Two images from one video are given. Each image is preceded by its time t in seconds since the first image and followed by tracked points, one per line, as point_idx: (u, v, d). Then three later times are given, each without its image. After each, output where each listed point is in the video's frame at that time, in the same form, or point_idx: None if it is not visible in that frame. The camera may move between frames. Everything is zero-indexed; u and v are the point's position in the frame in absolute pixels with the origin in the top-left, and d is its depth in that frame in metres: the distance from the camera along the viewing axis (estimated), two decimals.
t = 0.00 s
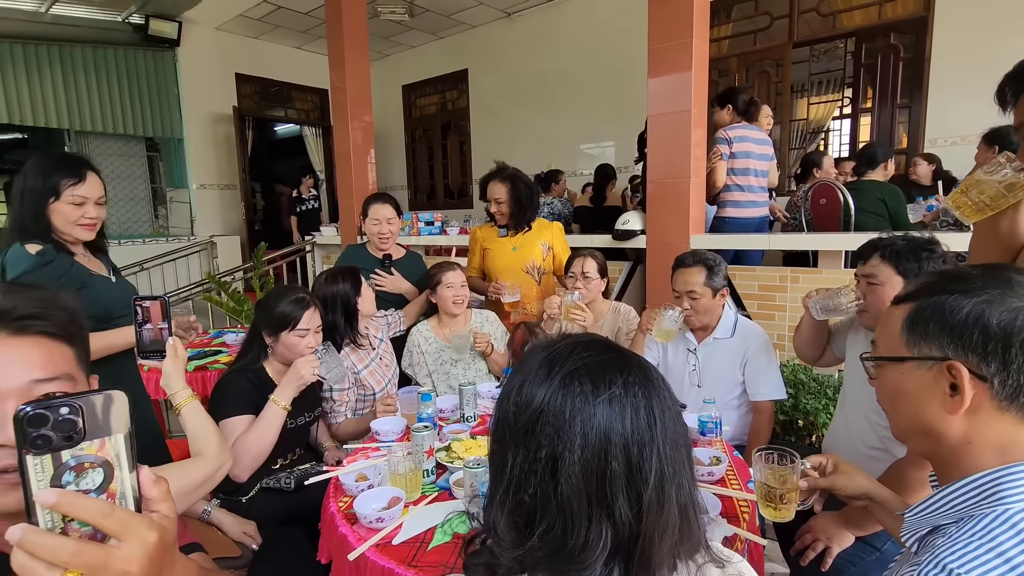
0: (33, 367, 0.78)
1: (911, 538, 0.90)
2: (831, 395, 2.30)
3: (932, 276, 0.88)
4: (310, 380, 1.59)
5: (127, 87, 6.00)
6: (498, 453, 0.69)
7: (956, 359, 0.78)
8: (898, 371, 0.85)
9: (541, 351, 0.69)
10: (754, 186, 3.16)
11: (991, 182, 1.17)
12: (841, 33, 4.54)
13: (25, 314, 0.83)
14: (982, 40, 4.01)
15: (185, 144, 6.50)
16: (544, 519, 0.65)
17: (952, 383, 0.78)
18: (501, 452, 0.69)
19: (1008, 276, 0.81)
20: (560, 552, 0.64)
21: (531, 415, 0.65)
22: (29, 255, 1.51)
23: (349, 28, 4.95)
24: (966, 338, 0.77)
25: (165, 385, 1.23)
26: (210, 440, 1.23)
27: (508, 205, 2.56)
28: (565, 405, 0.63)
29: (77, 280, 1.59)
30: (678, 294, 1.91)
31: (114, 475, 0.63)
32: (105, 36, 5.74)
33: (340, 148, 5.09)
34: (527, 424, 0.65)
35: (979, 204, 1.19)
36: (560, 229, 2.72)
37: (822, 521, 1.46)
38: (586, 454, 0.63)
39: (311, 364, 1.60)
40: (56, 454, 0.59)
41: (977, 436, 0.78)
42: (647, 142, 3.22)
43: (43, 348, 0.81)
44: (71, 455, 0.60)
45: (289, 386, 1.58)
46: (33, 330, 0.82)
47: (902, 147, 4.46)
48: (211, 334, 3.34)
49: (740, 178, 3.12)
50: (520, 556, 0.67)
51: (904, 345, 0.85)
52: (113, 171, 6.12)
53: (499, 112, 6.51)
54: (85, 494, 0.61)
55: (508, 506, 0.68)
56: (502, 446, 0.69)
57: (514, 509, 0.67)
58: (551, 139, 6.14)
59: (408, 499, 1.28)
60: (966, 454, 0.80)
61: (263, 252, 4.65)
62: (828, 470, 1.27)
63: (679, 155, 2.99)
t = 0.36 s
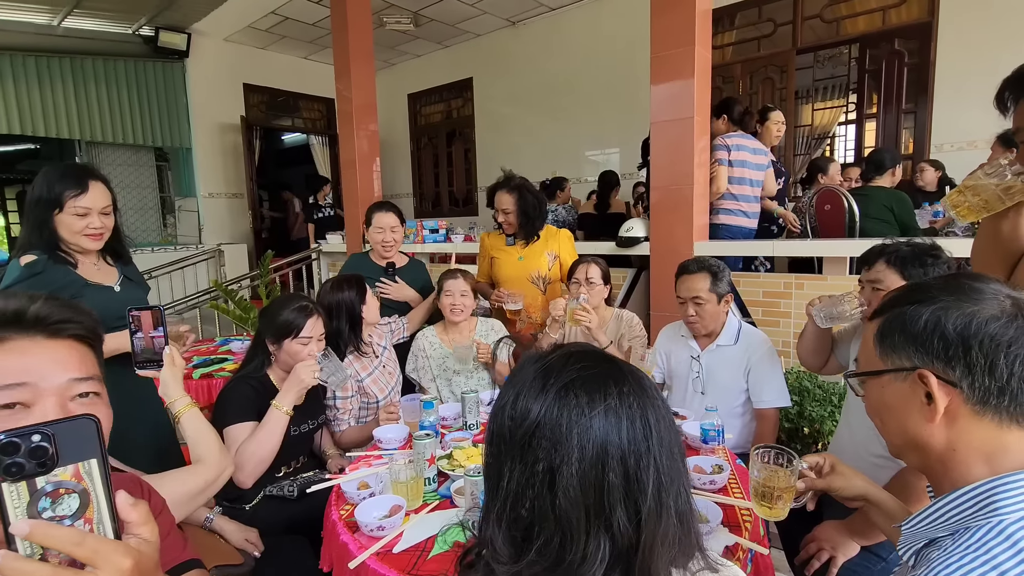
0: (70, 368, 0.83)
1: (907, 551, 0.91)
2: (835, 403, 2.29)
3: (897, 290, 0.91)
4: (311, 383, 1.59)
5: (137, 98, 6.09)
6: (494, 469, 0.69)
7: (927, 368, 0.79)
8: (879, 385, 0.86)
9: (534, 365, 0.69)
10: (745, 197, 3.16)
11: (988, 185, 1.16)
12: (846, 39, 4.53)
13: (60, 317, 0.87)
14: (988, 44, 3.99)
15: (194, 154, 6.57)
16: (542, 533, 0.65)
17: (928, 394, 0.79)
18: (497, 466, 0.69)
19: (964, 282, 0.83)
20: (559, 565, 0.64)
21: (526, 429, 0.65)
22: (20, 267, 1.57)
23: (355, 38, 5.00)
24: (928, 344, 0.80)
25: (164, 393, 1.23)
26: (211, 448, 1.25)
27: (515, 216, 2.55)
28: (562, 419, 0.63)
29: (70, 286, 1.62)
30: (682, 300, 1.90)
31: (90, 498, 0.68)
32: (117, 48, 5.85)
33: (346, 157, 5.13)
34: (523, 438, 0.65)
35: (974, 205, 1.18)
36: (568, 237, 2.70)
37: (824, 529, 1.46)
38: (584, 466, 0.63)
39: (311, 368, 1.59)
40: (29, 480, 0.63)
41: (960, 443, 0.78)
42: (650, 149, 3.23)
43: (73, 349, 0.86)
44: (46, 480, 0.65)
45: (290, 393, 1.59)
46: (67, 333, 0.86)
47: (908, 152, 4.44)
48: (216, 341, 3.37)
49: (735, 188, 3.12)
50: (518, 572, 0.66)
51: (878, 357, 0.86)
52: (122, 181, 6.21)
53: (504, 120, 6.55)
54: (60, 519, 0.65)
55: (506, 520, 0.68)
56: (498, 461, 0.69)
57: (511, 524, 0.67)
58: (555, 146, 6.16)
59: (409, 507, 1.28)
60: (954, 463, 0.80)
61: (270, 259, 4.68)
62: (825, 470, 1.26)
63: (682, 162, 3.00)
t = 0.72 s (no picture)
0: (100, 377, 0.85)
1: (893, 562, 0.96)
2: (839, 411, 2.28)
3: (879, 301, 0.98)
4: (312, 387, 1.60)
5: (146, 107, 6.17)
6: (484, 476, 0.70)
7: (903, 378, 0.86)
8: (859, 393, 0.93)
9: (524, 373, 0.70)
10: (738, 204, 3.18)
11: (984, 189, 1.16)
12: (848, 45, 4.53)
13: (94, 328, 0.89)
14: (992, 49, 3.98)
15: (201, 163, 6.65)
16: (530, 541, 0.66)
17: (904, 404, 0.86)
18: (486, 474, 0.70)
19: (941, 295, 0.90)
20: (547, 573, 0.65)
21: (515, 437, 0.66)
22: (34, 277, 1.60)
23: (360, 48, 5.05)
24: (903, 355, 0.87)
25: (159, 398, 1.27)
26: (214, 449, 1.26)
27: (521, 223, 2.58)
28: (549, 428, 0.64)
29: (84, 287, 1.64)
30: (689, 302, 1.90)
31: (92, 512, 0.70)
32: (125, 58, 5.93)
33: (351, 165, 5.17)
34: (511, 446, 0.66)
35: (969, 208, 1.19)
36: (574, 245, 2.72)
37: (826, 538, 1.46)
38: (571, 475, 0.64)
39: (310, 373, 1.61)
40: (31, 498, 0.64)
41: (938, 450, 0.84)
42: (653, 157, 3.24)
43: (104, 359, 0.89)
44: (50, 496, 0.66)
45: (291, 399, 1.60)
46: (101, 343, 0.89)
47: (913, 158, 4.42)
48: (221, 348, 3.39)
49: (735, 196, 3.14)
50: None
51: (860, 368, 0.94)
52: (130, 189, 6.28)
53: (509, 128, 6.58)
54: (65, 532, 0.68)
55: (495, 528, 0.69)
56: (487, 469, 0.69)
57: (500, 532, 0.68)
58: (559, 153, 6.18)
59: (408, 514, 1.29)
60: (934, 470, 0.86)
61: (276, 267, 4.72)
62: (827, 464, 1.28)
63: (684, 169, 3.01)
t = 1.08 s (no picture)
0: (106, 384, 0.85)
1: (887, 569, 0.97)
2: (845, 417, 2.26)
3: (875, 306, 1.00)
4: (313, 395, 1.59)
5: (153, 114, 6.23)
6: (479, 483, 0.70)
7: (891, 383, 0.89)
8: (851, 396, 0.95)
9: (520, 380, 0.70)
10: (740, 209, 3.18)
11: (989, 188, 1.14)
12: (852, 49, 4.52)
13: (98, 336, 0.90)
14: (998, 53, 3.96)
15: (208, 168, 6.70)
16: (523, 549, 0.66)
17: (893, 409, 0.88)
18: (481, 481, 0.70)
19: (937, 302, 0.92)
20: None
21: (510, 444, 0.66)
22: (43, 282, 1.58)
23: (366, 55, 5.09)
24: (895, 361, 0.89)
25: (160, 394, 1.26)
26: (223, 440, 1.29)
27: (525, 227, 2.58)
28: (544, 436, 0.64)
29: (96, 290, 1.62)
30: (694, 306, 1.89)
31: (91, 521, 0.70)
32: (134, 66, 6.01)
33: (356, 170, 5.19)
34: (506, 453, 0.66)
35: (970, 206, 1.18)
36: (579, 249, 2.70)
37: (831, 544, 1.44)
38: (565, 483, 0.63)
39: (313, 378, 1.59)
40: (31, 507, 0.65)
41: (927, 456, 0.86)
42: (657, 162, 3.24)
43: (110, 366, 0.89)
44: (49, 506, 0.66)
45: (293, 402, 1.59)
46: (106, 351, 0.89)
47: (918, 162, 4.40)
48: (225, 353, 3.40)
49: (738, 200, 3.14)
50: None
51: (851, 372, 0.96)
52: (136, 195, 6.34)
53: (513, 133, 6.60)
54: (63, 542, 0.68)
55: (488, 536, 0.68)
56: (481, 476, 0.69)
57: (494, 539, 0.68)
58: (564, 158, 6.19)
59: (409, 520, 1.28)
60: (925, 476, 0.87)
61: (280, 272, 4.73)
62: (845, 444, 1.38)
63: (688, 174, 3.01)
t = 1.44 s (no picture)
0: (94, 390, 0.85)
1: None
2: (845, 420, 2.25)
3: (887, 310, 0.99)
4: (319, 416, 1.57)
5: (155, 114, 6.23)
6: (473, 489, 0.69)
7: (895, 389, 0.88)
8: (851, 396, 0.95)
9: (516, 386, 0.69)
10: (741, 211, 3.17)
11: (993, 187, 1.13)
12: (854, 51, 4.51)
13: (88, 342, 0.89)
14: (1000, 55, 3.95)
15: (209, 168, 6.70)
16: (517, 558, 0.65)
17: (892, 414, 0.88)
18: (476, 488, 0.69)
19: (950, 311, 0.91)
20: None
21: (504, 451, 0.65)
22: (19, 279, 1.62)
23: (366, 55, 5.08)
24: (901, 367, 0.88)
25: (157, 388, 1.25)
26: (224, 435, 1.28)
27: (523, 229, 2.58)
28: (539, 444, 0.63)
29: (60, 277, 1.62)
30: (690, 312, 1.89)
31: (78, 538, 0.69)
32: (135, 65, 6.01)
33: (356, 170, 5.19)
34: (500, 461, 0.65)
35: (972, 206, 1.17)
36: (575, 251, 2.69)
37: (832, 550, 1.44)
38: (559, 492, 0.63)
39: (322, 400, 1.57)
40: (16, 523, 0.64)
41: (924, 462, 0.85)
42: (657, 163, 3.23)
43: (99, 372, 0.88)
44: (36, 522, 0.65)
45: (296, 417, 1.58)
46: (95, 357, 0.89)
47: (921, 164, 4.39)
48: (225, 353, 3.40)
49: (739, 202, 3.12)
50: None
51: (856, 373, 0.95)
52: (137, 195, 6.34)
53: (514, 134, 6.59)
54: (50, 559, 0.66)
55: (482, 544, 0.68)
56: (476, 483, 0.69)
57: (487, 548, 0.67)
58: (565, 159, 6.18)
59: (407, 523, 1.28)
60: (923, 484, 0.87)
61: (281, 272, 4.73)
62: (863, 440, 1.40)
63: (689, 176, 3.00)
